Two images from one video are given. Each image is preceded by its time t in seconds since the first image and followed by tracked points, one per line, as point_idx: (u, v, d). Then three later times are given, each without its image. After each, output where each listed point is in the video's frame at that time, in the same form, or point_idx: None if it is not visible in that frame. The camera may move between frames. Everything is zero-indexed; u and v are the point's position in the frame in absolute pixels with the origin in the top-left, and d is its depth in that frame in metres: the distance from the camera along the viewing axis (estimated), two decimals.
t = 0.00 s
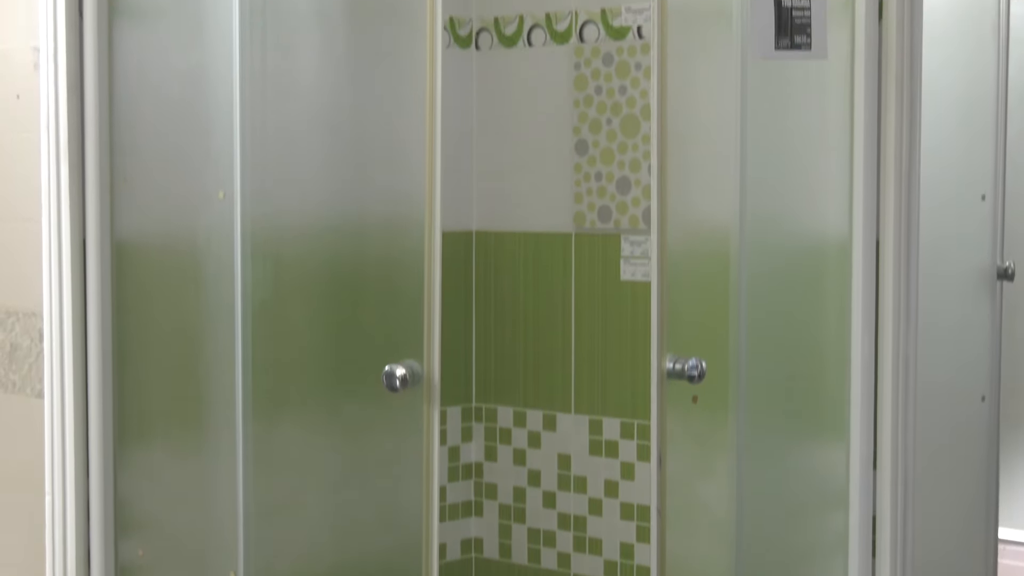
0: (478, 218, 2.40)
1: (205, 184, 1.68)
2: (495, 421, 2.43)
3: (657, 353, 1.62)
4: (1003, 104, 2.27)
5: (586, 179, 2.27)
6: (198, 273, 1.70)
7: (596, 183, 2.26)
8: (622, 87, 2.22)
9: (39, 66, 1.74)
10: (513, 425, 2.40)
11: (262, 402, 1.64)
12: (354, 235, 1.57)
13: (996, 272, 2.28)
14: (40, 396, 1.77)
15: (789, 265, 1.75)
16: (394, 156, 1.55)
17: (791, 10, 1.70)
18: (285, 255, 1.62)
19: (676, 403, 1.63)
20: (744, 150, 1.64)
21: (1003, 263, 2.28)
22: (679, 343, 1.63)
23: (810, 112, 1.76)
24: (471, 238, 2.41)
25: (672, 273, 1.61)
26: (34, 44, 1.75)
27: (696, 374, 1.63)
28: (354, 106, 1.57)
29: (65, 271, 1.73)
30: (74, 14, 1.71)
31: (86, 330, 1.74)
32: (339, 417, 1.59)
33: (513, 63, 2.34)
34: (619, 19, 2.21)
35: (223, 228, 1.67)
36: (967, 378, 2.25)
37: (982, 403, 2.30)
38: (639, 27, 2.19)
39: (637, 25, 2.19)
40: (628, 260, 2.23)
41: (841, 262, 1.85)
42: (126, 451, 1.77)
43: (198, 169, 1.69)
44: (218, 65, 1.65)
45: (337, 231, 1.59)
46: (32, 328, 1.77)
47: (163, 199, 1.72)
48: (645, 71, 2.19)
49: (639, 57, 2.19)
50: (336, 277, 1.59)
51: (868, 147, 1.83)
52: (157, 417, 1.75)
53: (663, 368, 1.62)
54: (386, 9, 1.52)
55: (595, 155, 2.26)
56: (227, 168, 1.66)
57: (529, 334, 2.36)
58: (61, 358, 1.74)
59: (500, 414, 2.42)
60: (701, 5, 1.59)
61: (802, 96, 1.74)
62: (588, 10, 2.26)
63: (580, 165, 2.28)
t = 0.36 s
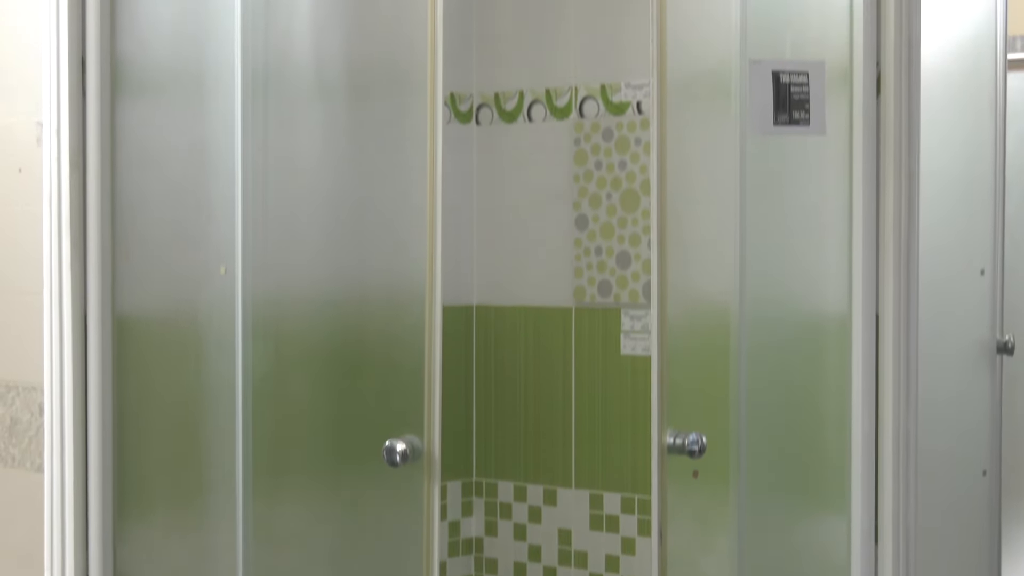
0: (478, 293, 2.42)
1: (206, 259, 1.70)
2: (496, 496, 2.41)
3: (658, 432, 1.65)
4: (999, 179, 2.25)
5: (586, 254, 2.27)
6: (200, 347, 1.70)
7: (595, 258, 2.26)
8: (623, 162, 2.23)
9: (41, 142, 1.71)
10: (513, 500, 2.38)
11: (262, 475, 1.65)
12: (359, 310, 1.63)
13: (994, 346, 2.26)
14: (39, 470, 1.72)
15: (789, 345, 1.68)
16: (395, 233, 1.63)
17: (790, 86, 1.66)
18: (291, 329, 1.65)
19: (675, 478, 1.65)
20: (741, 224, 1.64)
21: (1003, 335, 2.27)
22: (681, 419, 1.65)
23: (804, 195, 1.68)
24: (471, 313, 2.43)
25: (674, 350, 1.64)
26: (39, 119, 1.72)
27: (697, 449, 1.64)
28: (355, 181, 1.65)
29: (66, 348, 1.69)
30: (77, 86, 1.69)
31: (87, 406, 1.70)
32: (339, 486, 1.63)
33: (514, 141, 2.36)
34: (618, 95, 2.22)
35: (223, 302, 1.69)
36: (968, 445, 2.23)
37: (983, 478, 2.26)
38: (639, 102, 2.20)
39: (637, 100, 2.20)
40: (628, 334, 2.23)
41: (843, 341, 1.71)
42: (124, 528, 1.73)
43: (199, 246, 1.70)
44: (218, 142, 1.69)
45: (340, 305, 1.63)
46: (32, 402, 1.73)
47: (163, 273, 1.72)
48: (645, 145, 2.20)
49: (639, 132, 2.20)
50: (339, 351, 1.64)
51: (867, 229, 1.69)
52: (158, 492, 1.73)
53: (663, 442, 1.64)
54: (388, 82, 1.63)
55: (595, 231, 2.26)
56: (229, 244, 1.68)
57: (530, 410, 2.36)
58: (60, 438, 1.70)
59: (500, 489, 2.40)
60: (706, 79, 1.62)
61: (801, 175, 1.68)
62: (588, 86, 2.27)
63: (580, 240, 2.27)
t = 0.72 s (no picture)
0: (479, 368, 2.41)
1: (206, 333, 1.71)
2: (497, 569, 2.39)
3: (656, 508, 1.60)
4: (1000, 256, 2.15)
5: (586, 329, 2.27)
6: (200, 421, 1.70)
7: (596, 333, 2.26)
8: (622, 237, 2.23)
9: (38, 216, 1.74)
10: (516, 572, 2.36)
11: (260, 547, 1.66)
12: (358, 387, 1.65)
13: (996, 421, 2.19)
14: (36, 544, 1.97)
15: (786, 419, 1.68)
16: (396, 317, 1.66)
17: (789, 161, 1.67)
18: (291, 405, 1.66)
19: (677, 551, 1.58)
20: (739, 298, 1.63)
21: (1003, 411, 2.21)
22: (681, 495, 1.60)
23: (801, 269, 1.69)
24: (472, 387, 2.42)
25: (674, 425, 1.59)
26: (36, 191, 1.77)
27: (697, 524, 1.59)
28: (355, 265, 1.66)
29: (67, 426, 1.63)
30: (80, 161, 1.64)
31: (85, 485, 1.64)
32: (341, 565, 1.64)
33: (514, 216, 2.37)
34: (618, 170, 2.23)
35: (225, 378, 1.70)
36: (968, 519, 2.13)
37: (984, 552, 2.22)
38: (639, 177, 2.21)
39: (637, 176, 2.21)
40: (628, 410, 2.21)
41: (843, 415, 1.71)
42: None
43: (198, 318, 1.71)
44: (218, 218, 1.71)
45: (339, 381, 1.65)
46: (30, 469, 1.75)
47: (162, 348, 1.70)
48: (644, 222, 2.21)
49: (639, 207, 2.21)
50: (335, 426, 1.66)
51: (865, 300, 1.69)
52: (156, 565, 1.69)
53: (664, 517, 1.58)
54: (389, 161, 1.66)
55: (595, 305, 2.26)
56: (230, 322, 1.70)
57: (531, 489, 2.34)
58: (61, 519, 1.63)
59: (502, 562, 2.38)
60: (705, 153, 1.60)
61: (802, 249, 1.69)
62: (588, 161, 2.28)
63: (580, 315, 2.28)
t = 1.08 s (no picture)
0: (479, 432, 2.40)
1: (207, 398, 1.72)
2: None
3: (658, 568, 1.64)
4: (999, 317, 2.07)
5: (586, 392, 2.27)
6: (199, 483, 1.71)
7: (596, 395, 2.26)
8: (623, 300, 2.24)
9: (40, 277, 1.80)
10: None
11: None
12: (359, 446, 1.70)
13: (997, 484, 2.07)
14: None
15: (787, 486, 1.59)
16: (396, 381, 1.71)
17: (788, 226, 1.60)
18: (293, 467, 1.72)
19: None
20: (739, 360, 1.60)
21: (1002, 474, 2.09)
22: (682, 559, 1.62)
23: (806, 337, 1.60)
24: (472, 452, 2.40)
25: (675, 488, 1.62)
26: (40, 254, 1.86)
27: None
28: (354, 329, 1.73)
29: (67, 478, 1.69)
30: (82, 226, 1.73)
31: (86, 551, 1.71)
32: None
33: (513, 280, 2.37)
34: (618, 234, 2.24)
35: (225, 443, 1.70)
36: None
37: None
38: (639, 240, 2.22)
39: (637, 239, 2.22)
40: (629, 473, 2.20)
41: (843, 477, 1.58)
42: None
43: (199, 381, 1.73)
44: (219, 277, 1.72)
45: (341, 444, 1.71)
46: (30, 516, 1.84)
47: (163, 411, 1.74)
48: (645, 284, 2.21)
49: (639, 270, 2.22)
50: (337, 486, 1.71)
51: (867, 352, 1.57)
52: None
53: None
54: (387, 223, 1.73)
55: (595, 368, 2.26)
56: (229, 385, 1.70)
57: (543, 546, 2.29)
58: None
59: None
60: (701, 213, 1.63)
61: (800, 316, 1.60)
62: (588, 224, 2.28)
63: (580, 378, 2.28)
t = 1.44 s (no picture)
0: (478, 486, 2.31)
1: (206, 451, 1.70)
2: None
3: None
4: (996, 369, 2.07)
5: (587, 447, 2.23)
6: (198, 537, 1.70)
7: (596, 450, 2.22)
8: (622, 356, 2.20)
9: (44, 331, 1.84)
10: None
11: None
12: (359, 490, 1.73)
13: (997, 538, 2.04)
14: None
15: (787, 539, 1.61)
16: (394, 426, 1.78)
17: (787, 281, 1.62)
18: (292, 521, 1.67)
19: None
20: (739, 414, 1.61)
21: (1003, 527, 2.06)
22: None
23: (805, 387, 1.64)
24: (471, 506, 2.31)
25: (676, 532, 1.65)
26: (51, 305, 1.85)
27: None
28: (356, 375, 1.76)
29: (66, 521, 1.76)
30: (83, 283, 1.78)
31: None
32: None
33: (511, 335, 2.33)
34: (618, 288, 2.21)
35: (226, 496, 1.66)
36: None
37: None
38: (639, 295, 2.19)
39: (637, 294, 2.19)
40: (628, 528, 2.17)
41: (844, 528, 1.65)
42: None
43: (200, 434, 1.71)
44: (218, 329, 1.70)
45: (340, 499, 1.70)
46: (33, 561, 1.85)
47: (164, 462, 1.75)
48: (644, 339, 2.19)
49: (639, 325, 2.19)
50: (336, 537, 1.70)
51: (866, 404, 1.65)
52: None
53: None
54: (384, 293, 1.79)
55: (595, 424, 2.22)
56: (230, 439, 1.66)
57: (542, 561, 2.24)
58: None
59: None
60: (700, 269, 1.64)
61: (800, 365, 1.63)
62: (588, 279, 2.25)
63: (580, 432, 2.24)
